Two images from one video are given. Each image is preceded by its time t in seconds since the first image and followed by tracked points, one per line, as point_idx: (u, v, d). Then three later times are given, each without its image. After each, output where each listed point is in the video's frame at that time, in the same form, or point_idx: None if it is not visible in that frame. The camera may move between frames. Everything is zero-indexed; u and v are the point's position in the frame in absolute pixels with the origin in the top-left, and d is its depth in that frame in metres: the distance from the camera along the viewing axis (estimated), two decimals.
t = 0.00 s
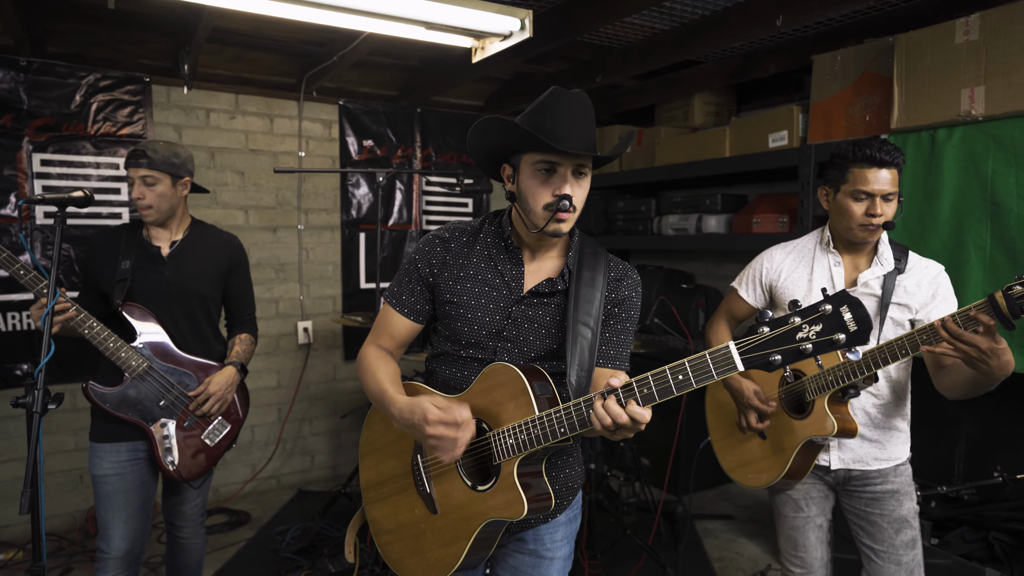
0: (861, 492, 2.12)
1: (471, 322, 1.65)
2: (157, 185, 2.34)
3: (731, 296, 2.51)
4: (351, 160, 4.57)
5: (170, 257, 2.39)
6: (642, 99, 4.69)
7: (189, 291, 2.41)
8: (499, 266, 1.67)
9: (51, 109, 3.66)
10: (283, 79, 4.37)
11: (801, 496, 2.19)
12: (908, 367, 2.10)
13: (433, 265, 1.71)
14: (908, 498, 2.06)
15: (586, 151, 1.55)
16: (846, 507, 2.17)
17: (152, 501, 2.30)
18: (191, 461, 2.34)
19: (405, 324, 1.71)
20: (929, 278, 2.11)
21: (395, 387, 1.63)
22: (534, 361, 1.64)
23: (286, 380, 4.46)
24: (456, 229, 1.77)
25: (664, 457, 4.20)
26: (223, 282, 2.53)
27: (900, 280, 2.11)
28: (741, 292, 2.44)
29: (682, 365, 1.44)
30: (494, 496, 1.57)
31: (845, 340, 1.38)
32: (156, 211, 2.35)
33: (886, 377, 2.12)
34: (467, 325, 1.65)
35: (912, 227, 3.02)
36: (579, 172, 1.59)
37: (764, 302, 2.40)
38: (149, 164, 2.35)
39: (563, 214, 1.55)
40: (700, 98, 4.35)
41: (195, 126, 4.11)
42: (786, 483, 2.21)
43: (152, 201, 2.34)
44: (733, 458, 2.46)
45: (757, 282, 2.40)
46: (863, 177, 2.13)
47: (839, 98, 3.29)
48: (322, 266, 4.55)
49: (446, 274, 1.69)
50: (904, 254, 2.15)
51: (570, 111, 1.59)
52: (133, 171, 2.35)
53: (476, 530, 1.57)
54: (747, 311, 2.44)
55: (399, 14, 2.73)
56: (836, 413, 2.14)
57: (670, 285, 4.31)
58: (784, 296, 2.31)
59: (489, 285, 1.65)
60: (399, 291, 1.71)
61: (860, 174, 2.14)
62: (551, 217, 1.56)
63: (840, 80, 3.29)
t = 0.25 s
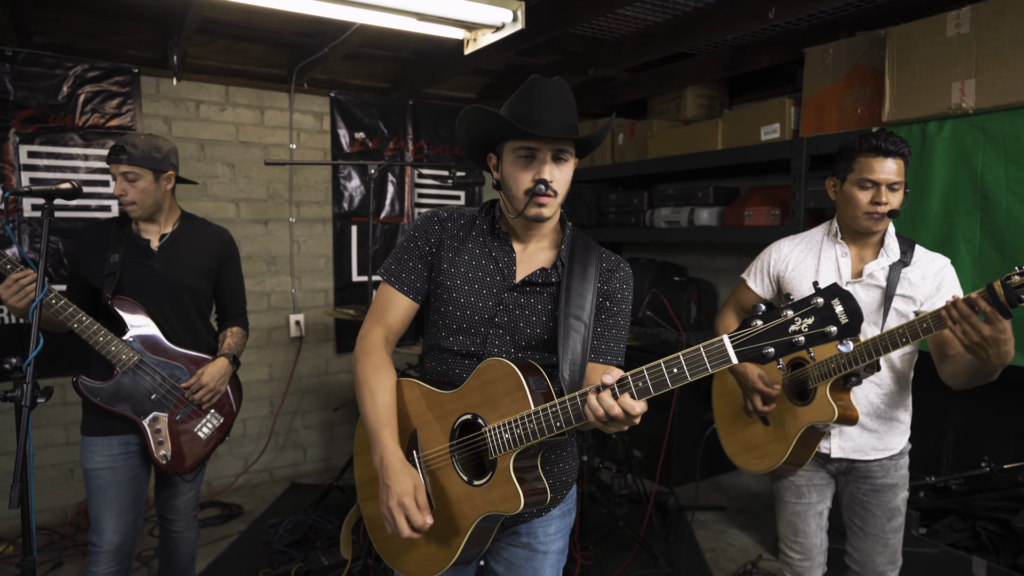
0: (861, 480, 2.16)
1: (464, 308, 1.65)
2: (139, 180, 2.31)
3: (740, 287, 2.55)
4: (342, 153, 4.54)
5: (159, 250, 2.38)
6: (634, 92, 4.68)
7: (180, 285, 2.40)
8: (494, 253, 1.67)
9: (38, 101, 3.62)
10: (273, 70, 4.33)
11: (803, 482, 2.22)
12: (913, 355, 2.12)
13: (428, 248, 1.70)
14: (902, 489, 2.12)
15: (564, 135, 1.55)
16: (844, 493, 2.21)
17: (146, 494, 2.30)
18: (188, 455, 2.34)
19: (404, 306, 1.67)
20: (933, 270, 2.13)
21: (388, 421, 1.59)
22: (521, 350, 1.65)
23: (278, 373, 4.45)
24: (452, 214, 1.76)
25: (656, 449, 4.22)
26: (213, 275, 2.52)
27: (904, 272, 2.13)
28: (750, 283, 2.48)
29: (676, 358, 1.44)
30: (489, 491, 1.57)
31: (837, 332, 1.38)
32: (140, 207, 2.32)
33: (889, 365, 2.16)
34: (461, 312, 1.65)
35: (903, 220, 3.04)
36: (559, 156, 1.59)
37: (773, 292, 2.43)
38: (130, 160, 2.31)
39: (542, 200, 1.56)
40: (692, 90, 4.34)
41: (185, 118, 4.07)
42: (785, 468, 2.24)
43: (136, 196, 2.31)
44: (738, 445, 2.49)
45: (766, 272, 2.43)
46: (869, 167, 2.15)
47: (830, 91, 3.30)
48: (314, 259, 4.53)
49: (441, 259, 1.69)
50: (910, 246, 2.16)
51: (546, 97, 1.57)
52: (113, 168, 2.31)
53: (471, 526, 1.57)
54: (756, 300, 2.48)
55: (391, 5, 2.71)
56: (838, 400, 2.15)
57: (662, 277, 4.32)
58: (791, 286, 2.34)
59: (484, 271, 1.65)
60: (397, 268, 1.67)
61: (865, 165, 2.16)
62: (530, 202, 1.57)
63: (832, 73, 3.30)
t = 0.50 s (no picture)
0: (868, 468, 2.18)
1: (457, 301, 1.66)
2: (134, 172, 2.31)
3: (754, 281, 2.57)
4: (337, 146, 4.55)
5: (153, 246, 2.37)
6: (629, 85, 4.69)
7: (175, 280, 2.39)
8: (486, 245, 1.69)
9: (30, 94, 3.60)
10: (267, 63, 4.31)
11: (811, 469, 2.24)
12: (926, 348, 2.16)
13: (421, 245, 1.72)
14: (907, 476, 2.15)
15: (544, 122, 1.57)
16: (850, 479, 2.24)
17: (139, 487, 2.31)
18: (182, 451, 2.35)
19: (393, 303, 1.70)
20: (944, 263, 2.17)
21: (392, 402, 1.65)
22: (516, 341, 1.65)
23: (274, 367, 4.45)
24: (444, 213, 1.79)
25: (651, 442, 4.25)
26: (208, 269, 2.51)
27: (916, 266, 2.18)
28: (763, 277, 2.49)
29: (671, 348, 1.46)
30: (485, 480, 1.58)
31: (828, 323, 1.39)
32: (135, 198, 2.32)
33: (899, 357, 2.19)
34: (454, 304, 1.66)
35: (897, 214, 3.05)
36: (542, 145, 1.61)
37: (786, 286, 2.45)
38: (126, 152, 2.30)
39: (523, 188, 1.59)
40: (687, 84, 4.35)
41: (179, 111, 4.05)
42: (796, 455, 2.27)
43: (132, 188, 2.31)
44: (751, 432, 2.51)
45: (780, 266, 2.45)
46: (880, 164, 2.19)
47: (824, 85, 3.31)
48: (309, 253, 4.53)
49: (434, 255, 1.70)
50: (922, 241, 2.20)
51: (529, 87, 1.59)
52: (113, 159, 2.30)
53: (466, 516, 1.57)
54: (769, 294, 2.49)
55: None
56: (847, 389, 2.19)
57: (657, 271, 4.34)
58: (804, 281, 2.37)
59: (477, 263, 1.67)
60: (388, 267, 1.71)
61: (876, 162, 2.20)
62: (511, 190, 1.59)
63: (826, 66, 3.31)
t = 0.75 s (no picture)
0: (877, 458, 2.21)
1: (457, 296, 1.65)
2: (122, 156, 2.36)
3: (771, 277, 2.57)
4: (337, 143, 4.54)
5: (139, 242, 2.35)
6: (629, 81, 4.68)
7: (162, 275, 2.38)
8: (485, 240, 1.68)
9: (30, 90, 3.59)
10: (266, 59, 4.30)
11: (823, 460, 2.25)
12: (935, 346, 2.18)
13: (417, 245, 1.71)
14: (915, 468, 2.18)
15: (536, 107, 1.59)
16: (860, 469, 2.25)
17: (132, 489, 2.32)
18: (169, 456, 2.34)
19: (388, 304, 1.71)
20: (956, 261, 2.17)
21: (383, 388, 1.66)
22: (516, 334, 1.66)
23: (274, 364, 4.45)
24: (441, 211, 1.76)
25: (651, 439, 4.25)
26: (196, 265, 2.48)
27: (927, 263, 2.18)
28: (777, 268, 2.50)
29: (661, 333, 1.45)
30: (483, 472, 1.59)
31: (817, 301, 1.37)
32: (120, 182, 2.34)
33: (909, 354, 2.22)
34: (454, 299, 1.66)
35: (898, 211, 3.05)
36: (537, 132, 1.61)
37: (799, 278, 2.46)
38: (115, 134, 2.37)
39: (519, 173, 1.58)
40: (687, 80, 4.35)
41: (179, 108, 4.04)
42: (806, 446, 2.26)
43: (116, 171, 2.34)
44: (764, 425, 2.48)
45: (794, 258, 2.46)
46: (887, 156, 2.21)
47: (825, 81, 3.31)
48: (309, 250, 4.52)
49: (431, 254, 1.69)
50: (935, 238, 2.20)
51: (522, 73, 1.60)
52: (108, 141, 2.37)
53: (465, 509, 1.58)
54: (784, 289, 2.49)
55: None
56: (854, 384, 2.18)
57: (657, 267, 4.35)
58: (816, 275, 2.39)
59: (474, 258, 1.66)
60: (383, 270, 1.71)
61: (883, 153, 2.23)
62: (508, 175, 1.59)
63: (827, 62, 3.30)
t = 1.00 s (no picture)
0: (880, 451, 2.21)
1: (458, 297, 1.66)
2: (97, 150, 2.30)
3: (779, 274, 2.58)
4: (340, 141, 4.54)
5: (113, 240, 2.30)
6: (631, 80, 4.68)
7: (137, 274, 2.31)
8: (486, 241, 1.68)
9: (32, 89, 3.60)
10: (269, 58, 4.30)
11: (828, 452, 2.25)
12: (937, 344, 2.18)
13: (420, 247, 1.72)
14: (916, 461, 2.18)
15: (540, 104, 1.59)
16: (862, 462, 2.25)
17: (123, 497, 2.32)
18: (149, 462, 2.26)
19: (394, 310, 1.73)
20: (964, 262, 2.18)
21: (389, 401, 1.68)
22: (517, 336, 1.65)
23: (277, 363, 4.45)
24: (444, 212, 1.77)
25: (654, 438, 4.25)
26: (174, 263, 2.41)
27: (935, 263, 2.18)
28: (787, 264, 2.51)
29: (648, 326, 1.44)
30: (479, 473, 1.57)
31: (802, 289, 1.37)
32: (94, 178, 2.28)
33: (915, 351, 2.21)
34: (455, 300, 1.66)
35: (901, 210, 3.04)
36: (541, 129, 1.61)
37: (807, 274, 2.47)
38: (92, 127, 2.30)
39: (522, 169, 1.58)
40: (690, 79, 4.34)
41: (181, 106, 4.04)
42: (807, 439, 2.27)
43: (91, 165, 2.29)
44: (768, 420, 2.47)
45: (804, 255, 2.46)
46: (896, 158, 2.19)
47: (829, 79, 3.30)
48: (312, 249, 4.52)
49: (433, 255, 1.70)
50: (943, 239, 2.20)
51: (529, 72, 1.61)
52: (81, 133, 2.30)
53: (461, 512, 1.57)
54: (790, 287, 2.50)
55: None
56: (858, 379, 2.19)
57: (659, 266, 4.35)
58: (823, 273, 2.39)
59: (476, 259, 1.66)
60: (387, 275, 1.73)
61: (891, 155, 2.21)
62: (510, 172, 1.59)
63: (831, 60, 3.30)
